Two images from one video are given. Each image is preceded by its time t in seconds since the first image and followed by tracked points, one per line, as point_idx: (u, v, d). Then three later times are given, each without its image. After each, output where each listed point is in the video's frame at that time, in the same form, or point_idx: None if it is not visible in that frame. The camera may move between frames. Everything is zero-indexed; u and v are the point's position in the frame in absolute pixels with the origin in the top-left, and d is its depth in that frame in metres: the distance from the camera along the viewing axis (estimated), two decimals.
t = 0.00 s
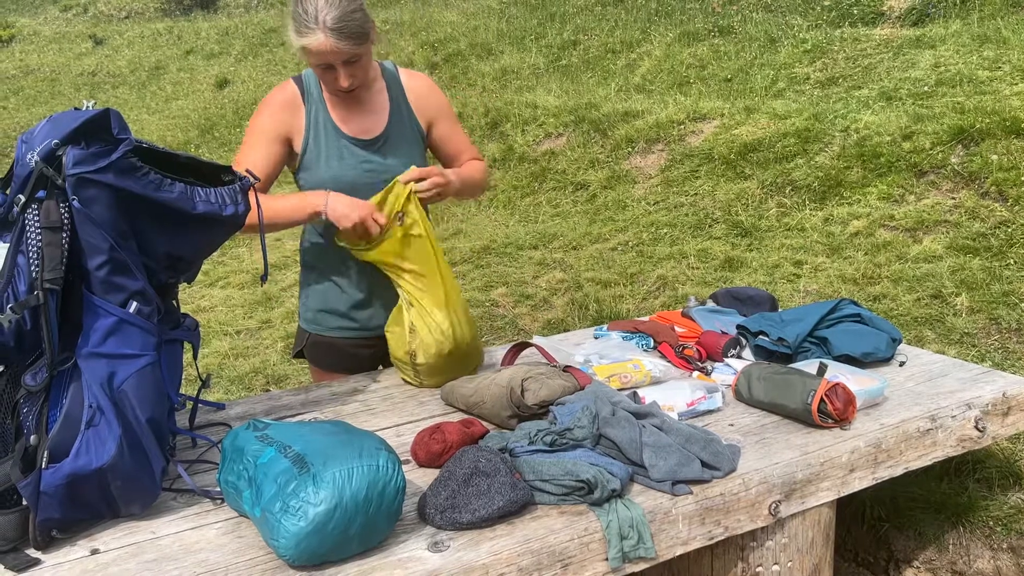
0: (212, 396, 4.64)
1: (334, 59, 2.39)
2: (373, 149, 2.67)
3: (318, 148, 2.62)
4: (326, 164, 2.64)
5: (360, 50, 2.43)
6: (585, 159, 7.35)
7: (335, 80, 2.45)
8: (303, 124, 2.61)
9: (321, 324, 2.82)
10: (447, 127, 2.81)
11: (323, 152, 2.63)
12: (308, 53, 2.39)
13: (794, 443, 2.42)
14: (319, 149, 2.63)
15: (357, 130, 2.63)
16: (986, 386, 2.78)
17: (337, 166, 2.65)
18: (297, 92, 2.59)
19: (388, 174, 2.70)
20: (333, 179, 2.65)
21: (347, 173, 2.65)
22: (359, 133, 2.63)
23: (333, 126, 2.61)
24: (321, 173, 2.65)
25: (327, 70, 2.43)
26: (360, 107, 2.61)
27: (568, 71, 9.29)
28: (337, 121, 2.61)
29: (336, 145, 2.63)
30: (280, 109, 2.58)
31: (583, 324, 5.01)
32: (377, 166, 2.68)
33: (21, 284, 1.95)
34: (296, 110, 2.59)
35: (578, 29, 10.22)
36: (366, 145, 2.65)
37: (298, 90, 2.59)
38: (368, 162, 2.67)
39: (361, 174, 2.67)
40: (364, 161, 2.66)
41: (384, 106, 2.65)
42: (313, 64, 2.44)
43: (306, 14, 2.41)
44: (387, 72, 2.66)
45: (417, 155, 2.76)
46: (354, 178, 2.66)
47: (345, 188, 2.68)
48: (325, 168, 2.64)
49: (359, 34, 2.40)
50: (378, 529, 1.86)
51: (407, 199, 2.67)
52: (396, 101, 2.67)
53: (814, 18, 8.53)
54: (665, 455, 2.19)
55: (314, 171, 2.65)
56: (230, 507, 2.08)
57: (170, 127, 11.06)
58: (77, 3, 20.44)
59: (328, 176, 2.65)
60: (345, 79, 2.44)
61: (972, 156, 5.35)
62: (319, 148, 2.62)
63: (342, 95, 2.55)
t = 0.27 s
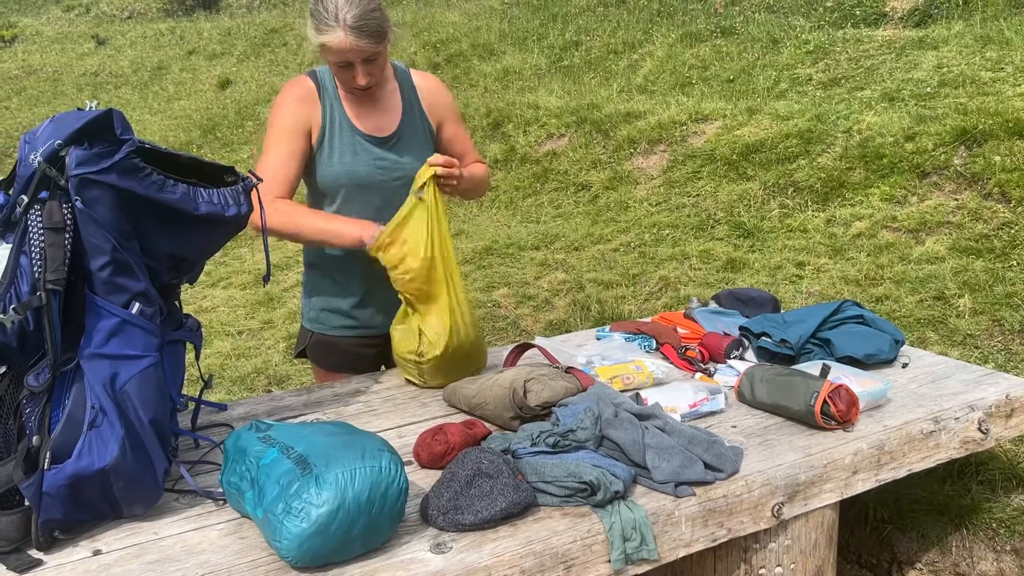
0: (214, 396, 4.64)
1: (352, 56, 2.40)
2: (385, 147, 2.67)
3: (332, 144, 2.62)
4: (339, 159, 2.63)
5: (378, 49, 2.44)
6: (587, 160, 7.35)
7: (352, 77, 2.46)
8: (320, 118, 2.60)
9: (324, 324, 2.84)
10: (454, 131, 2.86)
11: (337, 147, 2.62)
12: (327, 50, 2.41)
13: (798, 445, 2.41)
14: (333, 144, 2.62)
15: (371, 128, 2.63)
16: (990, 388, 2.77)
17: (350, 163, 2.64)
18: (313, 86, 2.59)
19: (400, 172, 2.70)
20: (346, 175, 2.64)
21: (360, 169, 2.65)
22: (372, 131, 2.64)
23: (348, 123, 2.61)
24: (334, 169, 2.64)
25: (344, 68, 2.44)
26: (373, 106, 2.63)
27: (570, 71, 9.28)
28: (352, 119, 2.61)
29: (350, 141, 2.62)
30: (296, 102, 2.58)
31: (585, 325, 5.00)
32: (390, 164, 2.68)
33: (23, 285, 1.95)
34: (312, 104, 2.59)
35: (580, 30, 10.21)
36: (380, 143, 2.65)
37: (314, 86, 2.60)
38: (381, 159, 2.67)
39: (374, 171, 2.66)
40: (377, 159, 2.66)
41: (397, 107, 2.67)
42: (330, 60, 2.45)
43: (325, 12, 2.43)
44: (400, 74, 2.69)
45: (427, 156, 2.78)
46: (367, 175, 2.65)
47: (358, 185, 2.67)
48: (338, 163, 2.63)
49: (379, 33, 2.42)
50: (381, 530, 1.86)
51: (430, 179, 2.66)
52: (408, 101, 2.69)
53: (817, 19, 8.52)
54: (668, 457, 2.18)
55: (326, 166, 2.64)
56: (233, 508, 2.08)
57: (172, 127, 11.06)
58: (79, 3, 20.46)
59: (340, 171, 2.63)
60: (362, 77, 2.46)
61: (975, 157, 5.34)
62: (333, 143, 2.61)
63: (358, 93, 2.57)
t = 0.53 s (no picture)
0: (215, 397, 4.63)
1: (367, 63, 2.40)
2: (392, 146, 2.67)
3: (338, 140, 2.61)
4: (346, 155, 2.62)
5: (392, 56, 2.44)
6: (588, 161, 7.34)
7: (365, 83, 2.46)
8: (327, 112, 2.59)
9: (328, 322, 2.82)
10: (459, 134, 2.86)
11: (343, 143, 2.62)
12: (342, 54, 2.40)
13: (800, 446, 2.41)
14: (339, 140, 2.61)
15: (378, 126, 2.63)
16: (992, 389, 2.76)
17: (356, 158, 2.63)
18: (323, 80, 2.57)
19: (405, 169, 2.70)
20: (352, 170, 2.64)
21: (366, 165, 2.64)
22: (380, 129, 2.64)
23: (356, 119, 2.60)
24: (340, 164, 2.64)
25: (357, 72, 2.44)
26: (382, 107, 2.62)
27: (571, 72, 9.28)
28: (360, 116, 2.60)
29: (356, 137, 2.62)
30: (304, 93, 2.56)
31: (586, 325, 5.00)
32: (395, 161, 2.68)
33: (24, 286, 1.94)
34: (321, 97, 2.57)
35: (581, 30, 10.21)
36: (386, 140, 2.65)
37: (325, 79, 2.58)
38: (387, 157, 2.67)
39: (380, 168, 2.66)
40: (383, 156, 2.66)
41: (405, 108, 2.67)
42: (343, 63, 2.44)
43: (340, 15, 2.41)
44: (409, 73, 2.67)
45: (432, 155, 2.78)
46: (372, 171, 2.65)
47: (362, 182, 2.67)
48: (345, 159, 2.63)
49: (393, 41, 2.42)
50: (382, 531, 1.85)
51: (439, 174, 2.71)
52: (416, 102, 2.68)
53: (818, 20, 8.51)
54: (670, 458, 2.18)
55: (331, 161, 2.64)
56: (233, 509, 2.08)
57: (173, 128, 11.06)
58: (80, 4, 20.46)
59: (347, 167, 2.64)
60: (375, 83, 2.46)
61: (976, 158, 5.34)
62: (339, 139, 2.61)
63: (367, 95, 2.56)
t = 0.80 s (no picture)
0: (214, 398, 4.63)
1: (373, 63, 2.40)
2: (396, 146, 2.67)
3: (342, 140, 2.61)
4: (351, 154, 2.62)
5: (399, 57, 2.44)
6: (588, 161, 7.34)
7: (371, 83, 2.46)
8: (333, 111, 2.58)
9: (329, 322, 2.82)
10: (462, 135, 2.86)
11: (348, 142, 2.61)
12: (349, 54, 2.40)
13: (801, 449, 2.40)
14: (344, 139, 2.61)
15: (384, 127, 2.63)
16: (993, 391, 2.76)
17: (360, 158, 2.63)
18: (329, 79, 2.57)
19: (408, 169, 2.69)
20: (356, 170, 2.64)
21: (370, 165, 2.64)
22: (386, 129, 2.63)
23: (361, 119, 2.60)
24: (344, 164, 2.64)
25: (363, 72, 2.44)
26: (387, 107, 2.62)
27: (570, 73, 9.28)
28: (366, 116, 2.60)
29: (361, 136, 2.61)
30: (310, 90, 2.55)
31: (586, 327, 5.00)
32: (399, 161, 2.67)
33: (24, 287, 1.93)
34: (326, 96, 2.56)
35: (581, 31, 10.21)
36: (391, 140, 2.65)
37: (330, 79, 2.58)
38: (391, 157, 2.66)
39: (383, 168, 2.66)
40: (387, 156, 2.65)
41: (410, 110, 2.67)
42: (350, 63, 2.43)
43: (349, 15, 2.41)
44: (415, 76, 2.68)
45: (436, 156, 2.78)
46: (376, 170, 2.64)
47: (366, 181, 2.67)
48: (350, 158, 2.63)
49: (401, 42, 2.42)
50: (383, 534, 1.85)
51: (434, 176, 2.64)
52: (420, 102, 2.68)
53: (817, 21, 8.51)
54: (671, 460, 2.18)
55: (336, 161, 2.64)
56: (233, 511, 2.07)
57: (172, 128, 11.06)
58: (79, 4, 20.47)
59: (351, 166, 2.63)
60: (381, 83, 2.45)
61: (976, 159, 5.34)
62: (343, 138, 2.61)
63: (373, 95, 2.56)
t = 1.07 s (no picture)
0: (214, 400, 4.62)
1: (374, 59, 2.40)
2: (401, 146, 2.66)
3: (348, 139, 2.60)
4: (356, 153, 2.60)
5: (401, 53, 2.44)
6: (587, 163, 7.35)
7: (372, 80, 2.46)
8: (340, 110, 2.59)
9: (330, 323, 2.81)
10: (464, 137, 2.86)
11: (354, 141, 2.60)
12: (351, 50, 2.41)
13: (802, 450, 2.40)
14: (350, 138, 2.60)
15: (388, 126, 2.63)
16: (993, 393, 2.76)
17: (366, 157, 2.61)
18: (334, 78, 2.60)
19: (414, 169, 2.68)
20: (361, 169, 2.62)
21: (375, 164, 2.62)
22: (391, 128, 2.63)
23: (366, 118, 2.60)
24: (349, 163, 2.61)
25: (365, 69, 2.44)
26: (390, 106, 2.63)
27: (569, 74, 9.29)
28: (371, 116, 2.61)
29: (366, 136, 2.61)
30: (319, 89, 2.58)
31: (586, 328, 4.99)
32: (405, 161, 2.66)
33: (25, 288, 1.92)
34: (333, 94, 2.58)
35: (580, 33, 10.22)
36: (396, 140, 2.64)
37: (335, 78, 2.60)
38: (396, 157, 2.65)
39: (389, 168, 2.64)
40: (393, 155, 2.64)
41: (412, 110, 2.68)
42: (352, 61, 2.44)
43: (351, 11, 2.42)
44: (418, 77, 2.70)
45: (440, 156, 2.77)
46: (381, 170, 2.63)
47: (371, 180, 2.64)
48: (355, 157, 2.61)
49: (403, 38, 2.42)
50: (385, 536, 1.84)
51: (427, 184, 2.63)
52: (423, 103, 2.69)
53: (816, 23, 8.52)
54: (672, 462, 2.18)
55: (341, 160, 2.61)
56: (234, 513, 2.07)
57: (171, 129, 11.06)
58: (77, 5, 20.46)
59: (356, 166, 2.61)
60: (383, 79, 2.45)
61: (975, 161, 5.35)
62: (348, 136, 2.60)
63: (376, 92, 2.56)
